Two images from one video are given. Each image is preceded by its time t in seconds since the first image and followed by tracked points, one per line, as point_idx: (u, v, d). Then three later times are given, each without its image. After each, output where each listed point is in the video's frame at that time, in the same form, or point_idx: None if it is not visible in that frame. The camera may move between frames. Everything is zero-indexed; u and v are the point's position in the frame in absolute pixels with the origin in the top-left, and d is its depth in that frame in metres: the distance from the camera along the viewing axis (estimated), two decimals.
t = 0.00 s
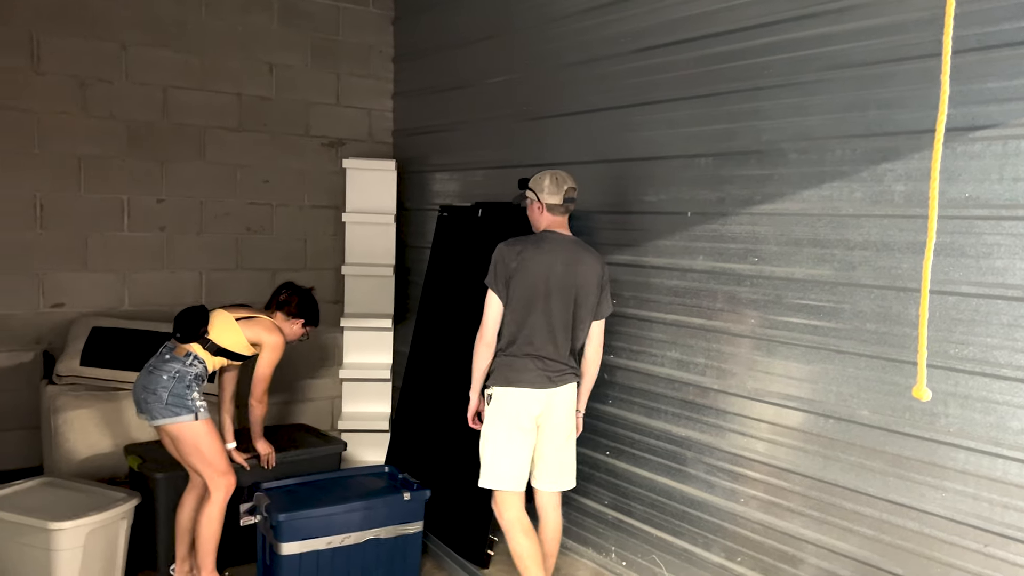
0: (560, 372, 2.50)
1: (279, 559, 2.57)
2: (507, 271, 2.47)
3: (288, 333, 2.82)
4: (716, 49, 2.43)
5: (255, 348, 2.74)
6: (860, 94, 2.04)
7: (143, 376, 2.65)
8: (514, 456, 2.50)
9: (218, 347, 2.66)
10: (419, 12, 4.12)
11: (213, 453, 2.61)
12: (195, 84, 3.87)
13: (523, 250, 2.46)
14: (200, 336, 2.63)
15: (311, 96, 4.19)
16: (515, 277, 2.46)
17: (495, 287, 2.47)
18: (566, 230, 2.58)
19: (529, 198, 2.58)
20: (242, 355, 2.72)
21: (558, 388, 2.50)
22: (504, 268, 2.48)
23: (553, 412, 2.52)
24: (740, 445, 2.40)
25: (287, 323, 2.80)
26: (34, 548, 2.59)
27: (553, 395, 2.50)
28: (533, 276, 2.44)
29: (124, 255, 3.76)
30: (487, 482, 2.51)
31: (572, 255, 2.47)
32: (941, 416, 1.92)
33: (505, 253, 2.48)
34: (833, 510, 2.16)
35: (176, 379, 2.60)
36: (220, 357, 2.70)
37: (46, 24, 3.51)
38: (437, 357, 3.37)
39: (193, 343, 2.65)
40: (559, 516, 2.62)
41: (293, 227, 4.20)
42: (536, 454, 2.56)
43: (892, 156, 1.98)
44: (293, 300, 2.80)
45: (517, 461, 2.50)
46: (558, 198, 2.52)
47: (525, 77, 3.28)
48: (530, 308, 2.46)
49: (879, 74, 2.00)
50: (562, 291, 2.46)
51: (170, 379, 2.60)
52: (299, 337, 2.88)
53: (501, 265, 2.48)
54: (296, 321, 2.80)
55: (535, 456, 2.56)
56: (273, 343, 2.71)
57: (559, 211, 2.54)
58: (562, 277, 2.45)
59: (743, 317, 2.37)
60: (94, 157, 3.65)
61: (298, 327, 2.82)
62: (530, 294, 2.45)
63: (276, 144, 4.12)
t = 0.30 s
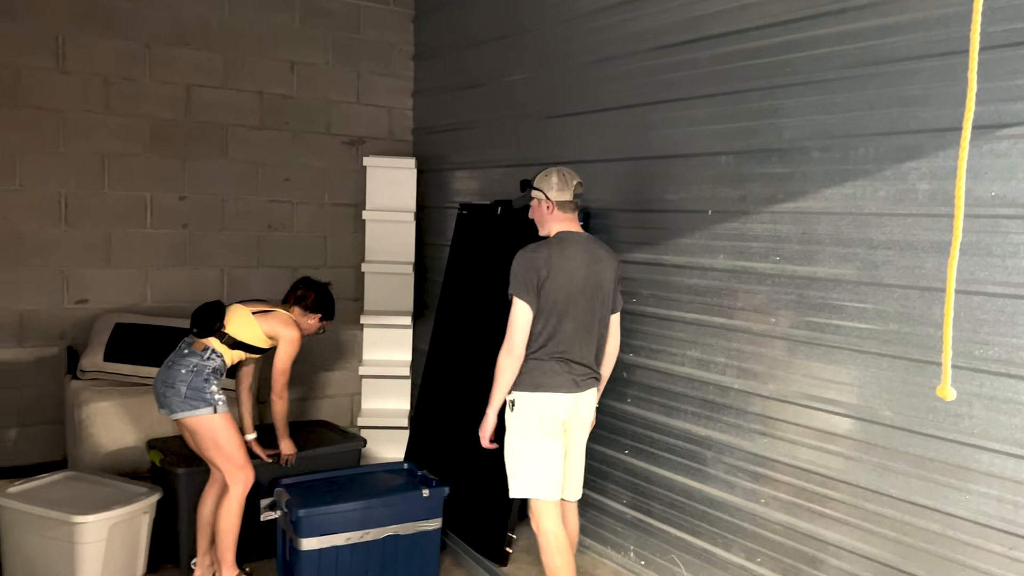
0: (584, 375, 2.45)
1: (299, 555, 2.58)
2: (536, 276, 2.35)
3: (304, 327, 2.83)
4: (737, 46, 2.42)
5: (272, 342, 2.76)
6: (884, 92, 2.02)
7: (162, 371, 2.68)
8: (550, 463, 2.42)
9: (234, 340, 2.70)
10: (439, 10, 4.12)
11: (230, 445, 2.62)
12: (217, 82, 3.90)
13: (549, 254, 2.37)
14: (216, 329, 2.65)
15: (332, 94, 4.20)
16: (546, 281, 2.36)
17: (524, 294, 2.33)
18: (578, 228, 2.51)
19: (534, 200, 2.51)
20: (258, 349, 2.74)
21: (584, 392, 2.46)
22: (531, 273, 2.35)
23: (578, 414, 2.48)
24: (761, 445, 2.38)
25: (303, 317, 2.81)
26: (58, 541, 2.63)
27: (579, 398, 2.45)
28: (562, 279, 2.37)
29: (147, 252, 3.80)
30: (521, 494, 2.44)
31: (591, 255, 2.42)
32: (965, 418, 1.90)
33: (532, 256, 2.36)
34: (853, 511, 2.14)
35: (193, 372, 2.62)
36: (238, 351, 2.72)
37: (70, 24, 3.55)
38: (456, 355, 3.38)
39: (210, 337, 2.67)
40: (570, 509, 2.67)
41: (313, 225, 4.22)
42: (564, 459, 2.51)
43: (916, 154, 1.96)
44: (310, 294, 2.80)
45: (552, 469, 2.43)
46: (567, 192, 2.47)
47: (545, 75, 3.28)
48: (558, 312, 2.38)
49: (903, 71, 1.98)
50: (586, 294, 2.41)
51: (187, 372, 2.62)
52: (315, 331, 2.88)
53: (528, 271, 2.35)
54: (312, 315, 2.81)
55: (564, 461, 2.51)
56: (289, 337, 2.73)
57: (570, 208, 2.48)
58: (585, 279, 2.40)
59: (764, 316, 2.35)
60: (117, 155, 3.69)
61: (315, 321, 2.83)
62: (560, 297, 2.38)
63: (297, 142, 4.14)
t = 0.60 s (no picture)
0: (617, 378, 2.44)
1: (324, 551, 2.60)
2: (565, 281, 2.30)
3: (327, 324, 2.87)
4: (764, 44, 2.40)
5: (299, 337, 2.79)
6: (913, 90, 2.00)
7: (193, 367, 2.71)
8: (591, 470, 2.41)
9: (264, 335, 2.72)
10: (464, 9, 4.13)
11: (260, 439, 2.64)
12: (245, 82, 3.94)
13: (575, 257, 2.33)
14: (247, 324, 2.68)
15: (357, 94, 4.23)
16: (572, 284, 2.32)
17: (557, 300, 2.28)
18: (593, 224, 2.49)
19: (547, 200, 2.49)
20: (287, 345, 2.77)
21: (617, 395, 2.45)
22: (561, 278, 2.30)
23: (610, 418, 2.47)
24: (786, 446, 2.37)
25: (327, 314, 2.85)
26: (87, 535, 2.67)
27: (613, 401, 2.44)
28: (589, 281, 2.34)
29: (175, 251, 3.84)
30: (561, 503, 2.42)
31: (612, 254, 2.40)
32: (995, 420, 1.87)
33: (556, 261, 2.32)
34: (879, 513, 2.13)
35: (224, 366, 2.65)
36: (267, 346, 2.75)
37: (101, 25, 3.60)
38: (480, 354, 3.38)
39: (240, 332, 2.71)
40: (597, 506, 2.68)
41: (338, 224, 4.25)
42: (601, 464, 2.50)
43: (945, 153, 1.94)
44: (335, 292, 2.84)
45: (593, 475, 2.41)
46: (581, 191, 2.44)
47: (570, 74, 3.27)
48: (588, 316, 2.36)
49: (932, 69, 1.96)
50: (611, 296, 2.40)
51: (218, 366, 2.65)
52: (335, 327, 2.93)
53: (556, 276, 2.30)
54: (336, 311, 2.85)
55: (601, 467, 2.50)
56: (317, 333, 2.77)
57: (584, 205, 2.46)
58: (610, 281, 2.38)
59: (790, 316, 2.34)
60: (146, 154, 3.73)
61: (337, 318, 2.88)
62: (588, 300, 2.35)
63: (323, 142, 4.17)
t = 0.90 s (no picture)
0: (639, 382, 2.46)
1: (353, 548, 2.63)
2: (603, 285, 2.27)
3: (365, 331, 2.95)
4: (795, 43, 2.39)
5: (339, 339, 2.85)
6: (949, 88, 1.98)
7: (237, 359, 2.74)
8: (616, 475, 2.41)
9: (309, 333, 2.76)
10: (493, 10, 4.14)
11: (291, 438, 2.67)
12: (276, 83, 3.98)
13: (609, 261, 2.30)
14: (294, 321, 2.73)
15: (386, 95, 4.25)
16: (610, 289, 2.30)
17: (600, 307, 2.24)
18: (624, 226, 2.45)
19: (576, 199, 2.45)
20: (328, 345, 2.82)
21: (640, 400, 2.45)
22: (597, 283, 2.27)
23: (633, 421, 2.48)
24: (817, 448, 2.35)
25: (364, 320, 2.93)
26: (121, 530, 2.71)
27: (637, 405, 2.44)
28: (622, 287, 2.32)
29: (207, 251, 3.89)
30: (584, 509, 2.41)
31: (637, 256, 2.39)
32: None
33: (595, 266, 2.29)
34: (912, 517, 2.10)
35: (269, 359, 2.68)
36: (311, 345, 2.79)
37: (136, 29, 3.66)
38: (508, 353, 3.39)
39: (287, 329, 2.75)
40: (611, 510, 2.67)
41: (367, 224, 4.28)
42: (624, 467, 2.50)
43: (981, 152, 1.91)
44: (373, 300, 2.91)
45: (618, 480, 2.41)
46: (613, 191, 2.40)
47: (599, 74, 3.27)
48: (618, 321, 2.35)
49: (968, 67, 1.94)
50: (638, 299, 2.39)
51: (263, 358, 2.68)
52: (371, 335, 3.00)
53: (596, 280, 2.26)
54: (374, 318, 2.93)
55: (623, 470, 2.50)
56: (355, 335, 2.85)
57: (615, 205, 2.42)
58: (638, 285, 2.38)
59: (821, 317, 2.32)
60: (179, 155, 3.79)
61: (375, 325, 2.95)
62: (622, 306, 2.33)
63: (353, 143, 4.20)
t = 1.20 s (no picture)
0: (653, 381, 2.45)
1: (374, 549, 2.64)
2: (616, 290, 2.26)
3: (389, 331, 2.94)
4: (819, 43, 2.37)
5: (361, 339, 2.84)
6: (976, 89, 1.95)
7: (261, 360, 2.76)
8: (633, 477, 2.40)
9: (331, 333, 2.78)
10: (514, 12, 4.15)
11: (308, 437, 2.69)
12: (298, 86, 4.01)
13: (620, 263, 2.29)
14: (317, 321, 2.75)
15: (407, 97, 4.27)
16: (623, 293, 2.29)
17: (612, 312, 2.24)
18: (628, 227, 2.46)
19: (582, 199, 2.45)
20: (351, 345, 2.83)
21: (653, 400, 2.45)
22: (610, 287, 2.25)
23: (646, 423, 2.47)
24: (842, 451, 2.33)
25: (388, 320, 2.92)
26: (146, 529, 2.74)
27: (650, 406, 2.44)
28: (634, 287, 2.31)
29: (231, 252, 3.92)
30: (608, 509, 2.36)
31: (648, 256, 2.39)
32: None
33: (606, 268, 2.27)
34: (938, 522, 2.08)
35: (293, 359, 2.70)
36: (332, 345, 2.81)
37: (161, 32, 3.70)
38: (529, 355, 3.39)
39: (310, 329, 2.77)
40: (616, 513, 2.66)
41: (389, 225, 4.30)
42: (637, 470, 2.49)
43: (1010, 153, 1.89)
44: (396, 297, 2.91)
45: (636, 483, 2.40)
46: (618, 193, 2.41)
47: (620, 75, 3.26)
48: (631, 322, 2.34)
49: (996, 66, 1.91)
50: (650, 299, 2.38)
51: (287, 358, 2.70)
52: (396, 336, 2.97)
53: (608, 285, 2.25)
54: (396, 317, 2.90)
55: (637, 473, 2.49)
56: (378, 335, 2.81)
57: (621, 206, 2.43)
58: (649, 284, 2.37)
59: (845, 320, 2.30)
60: (203, 158, 3.82)
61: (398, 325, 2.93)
62: (635, 308, 2.33)
63: (374, 145, 4.22)
